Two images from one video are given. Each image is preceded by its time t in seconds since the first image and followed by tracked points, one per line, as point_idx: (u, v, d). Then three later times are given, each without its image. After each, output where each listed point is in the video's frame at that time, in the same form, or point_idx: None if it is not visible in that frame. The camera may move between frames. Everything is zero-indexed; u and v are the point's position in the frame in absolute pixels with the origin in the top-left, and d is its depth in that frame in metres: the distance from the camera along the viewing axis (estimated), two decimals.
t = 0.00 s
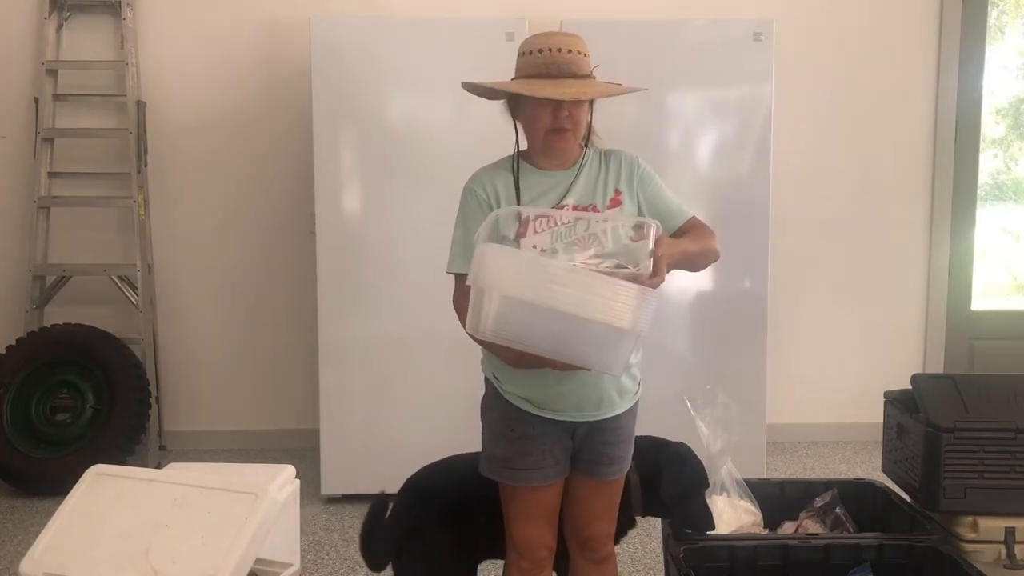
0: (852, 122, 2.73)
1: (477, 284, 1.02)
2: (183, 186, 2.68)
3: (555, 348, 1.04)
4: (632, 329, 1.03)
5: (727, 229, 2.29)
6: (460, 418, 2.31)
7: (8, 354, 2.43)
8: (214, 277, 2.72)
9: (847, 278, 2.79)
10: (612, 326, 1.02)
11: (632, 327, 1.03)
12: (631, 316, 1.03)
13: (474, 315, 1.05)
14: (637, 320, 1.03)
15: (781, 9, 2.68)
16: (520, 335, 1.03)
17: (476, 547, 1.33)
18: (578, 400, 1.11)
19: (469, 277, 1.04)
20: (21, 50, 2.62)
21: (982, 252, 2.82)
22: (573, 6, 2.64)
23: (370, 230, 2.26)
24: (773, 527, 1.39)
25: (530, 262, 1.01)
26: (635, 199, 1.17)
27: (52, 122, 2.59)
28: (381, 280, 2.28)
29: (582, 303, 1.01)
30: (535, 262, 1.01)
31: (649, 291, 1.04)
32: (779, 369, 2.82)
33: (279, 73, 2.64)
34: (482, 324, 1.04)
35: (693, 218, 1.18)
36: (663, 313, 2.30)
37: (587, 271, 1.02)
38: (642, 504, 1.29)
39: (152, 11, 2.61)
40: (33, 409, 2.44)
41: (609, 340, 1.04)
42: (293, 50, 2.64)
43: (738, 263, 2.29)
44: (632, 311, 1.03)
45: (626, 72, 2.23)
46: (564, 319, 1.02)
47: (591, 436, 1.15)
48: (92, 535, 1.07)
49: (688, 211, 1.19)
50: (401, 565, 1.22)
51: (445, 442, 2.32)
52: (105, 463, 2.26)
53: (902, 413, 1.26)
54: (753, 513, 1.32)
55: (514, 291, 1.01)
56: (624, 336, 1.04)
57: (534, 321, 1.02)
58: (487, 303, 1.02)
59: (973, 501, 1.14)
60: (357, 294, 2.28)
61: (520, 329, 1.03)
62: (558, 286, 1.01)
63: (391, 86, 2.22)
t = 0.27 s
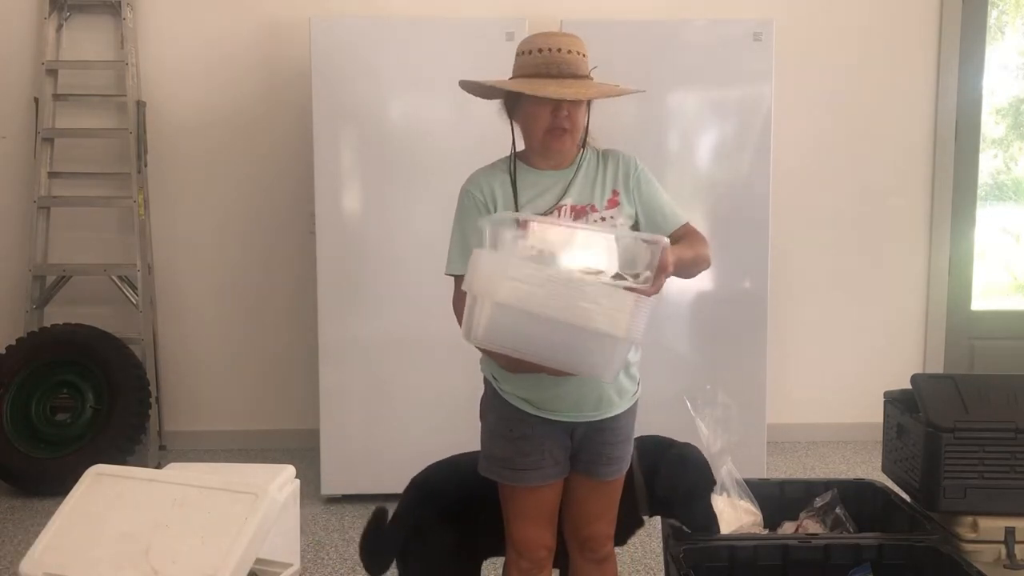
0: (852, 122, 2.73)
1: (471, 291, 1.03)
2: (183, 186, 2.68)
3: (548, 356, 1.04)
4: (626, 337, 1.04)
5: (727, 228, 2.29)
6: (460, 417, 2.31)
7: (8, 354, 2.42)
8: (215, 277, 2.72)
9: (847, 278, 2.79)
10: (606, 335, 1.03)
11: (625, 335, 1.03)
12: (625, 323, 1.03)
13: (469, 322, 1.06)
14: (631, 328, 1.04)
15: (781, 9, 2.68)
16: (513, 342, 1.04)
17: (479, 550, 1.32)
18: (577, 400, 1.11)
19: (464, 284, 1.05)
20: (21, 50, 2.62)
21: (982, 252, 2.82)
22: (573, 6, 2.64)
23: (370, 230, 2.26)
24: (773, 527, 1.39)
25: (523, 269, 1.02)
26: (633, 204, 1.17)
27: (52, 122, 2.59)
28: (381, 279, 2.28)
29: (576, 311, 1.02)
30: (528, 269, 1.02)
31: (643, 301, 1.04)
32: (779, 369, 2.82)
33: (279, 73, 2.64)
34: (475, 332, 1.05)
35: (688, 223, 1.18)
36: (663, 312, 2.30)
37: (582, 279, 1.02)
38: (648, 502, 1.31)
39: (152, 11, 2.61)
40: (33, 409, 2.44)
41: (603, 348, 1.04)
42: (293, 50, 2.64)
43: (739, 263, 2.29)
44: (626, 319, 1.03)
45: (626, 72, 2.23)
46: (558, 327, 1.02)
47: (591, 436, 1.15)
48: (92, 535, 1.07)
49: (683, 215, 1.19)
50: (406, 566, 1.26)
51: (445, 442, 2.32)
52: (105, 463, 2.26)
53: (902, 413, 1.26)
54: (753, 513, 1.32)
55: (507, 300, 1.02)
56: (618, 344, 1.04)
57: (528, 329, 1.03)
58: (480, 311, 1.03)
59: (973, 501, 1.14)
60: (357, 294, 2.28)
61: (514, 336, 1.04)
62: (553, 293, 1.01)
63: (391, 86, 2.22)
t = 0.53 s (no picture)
0: (852, 122, 2.74)
1: (460, 286, 1.04)
2: (183, 186, 2.68)
3: (540, 347, 1.05)
4: (620, 324, 1.04)
5: (727, 228, 2.29)
6: (460, 417, 2.31)
7: (8, 354, 2.42)
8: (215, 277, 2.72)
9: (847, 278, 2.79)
10: (598, 322, 1.03)
11: (619, 323, 1.04)
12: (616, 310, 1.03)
13: (460, 319, 1.06)
14: (624, 315, 1.04)
15: (781, 9, 2.68)
16: (504, 336, 1.05)
17: (479, 550, 1.32)
18: (577, 400, 1.11)
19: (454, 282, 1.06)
20: (21, 50, 2.62)
21: (982, 252, 2.81)
22: (573, 6, 2.64)
23: (370, 230, 2.26)
24: (773, 527, 1.39)
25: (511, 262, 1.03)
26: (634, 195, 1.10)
27: (52, 122, 2.59)
28: (381, 279, 2.28)
29: (566, 300, 1.03)
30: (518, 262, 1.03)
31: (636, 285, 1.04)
32: (779, 369, 2.82)
33: (279, 73, 2.64)
34: (466, 327, 1.06)
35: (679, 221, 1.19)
36: (663, 312, 2.30)
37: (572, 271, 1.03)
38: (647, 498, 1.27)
39: (152, 11, 2.61)
40: (32, 410, 2.44)
41: (597, 336, 1.04)
42: (293, 50, 2.64)
43: (739, 263, 2.29)
44: (619, 306, 1.03)
45: (626, 73, 2.23)
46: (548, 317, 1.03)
47: (590, 436, 1.15)
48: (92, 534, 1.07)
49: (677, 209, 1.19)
50: (406, 566, 1.26)
51: (445, 442, 2.32)
52: (105, 463, 2.26)
53: (902, 413, 1.26)
54: (753, 513, 1.32)
55: (498, 292, 1.03)
56: (612, 332, 1.04)
57: (519, 322, 1.04)
58: (471, 305, 1.04)
59: (973, 501, 1.14)
60: (357, 294, 2.28)
61: (505, 330, 1.05)
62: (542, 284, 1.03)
63: (390, 86, 2.22)
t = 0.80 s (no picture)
0: (852, 122, 2.74)
1: (421, 286, 1.02)
2: (183, 186, 2.68)
3: (504, 336, 1.03)
4: (585, 305, 1.01)
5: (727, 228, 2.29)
6: (460, 417, 2.31)
7: (7, 354, 2.42)
8: (215, 277, 2.72)
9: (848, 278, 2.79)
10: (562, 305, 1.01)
11: (584, 303, 1.01)
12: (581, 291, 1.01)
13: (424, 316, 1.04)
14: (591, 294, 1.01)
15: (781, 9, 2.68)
16: (471, 331, 1.03)
17: (481, 553, 1.31)
18: (575, 400, 1.11)
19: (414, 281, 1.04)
20: (21, 50, 2.62)
21: (982, 252, 2.82)
22: (573, 6, 2.64)
23: (370, 230, 2.26)
24: (773, 527, 1.39)
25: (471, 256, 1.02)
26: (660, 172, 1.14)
27: (52, 122, 2.59)
28: (381, 279, 2.28)
29: (528, 287, 1.01)
30: (482, 254, 1.02)
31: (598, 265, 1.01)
32: (780, 369, 2.82)
33: (279, 73, 2.64)
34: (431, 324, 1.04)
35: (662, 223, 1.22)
36: (663, 312, 2.30)
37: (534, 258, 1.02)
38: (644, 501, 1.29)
39: (153, 11, 2.62)
40: (32, 410, 2.44)
41: (562, 320, 1.02)
42: (293, 50, 2.64)
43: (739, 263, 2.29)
44: (583, 287, 1.01)
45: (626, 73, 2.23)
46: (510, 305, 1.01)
47: (588, 436, 1.15)
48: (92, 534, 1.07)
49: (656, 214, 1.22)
50: (408, 566, 1.25)
51: (445, 442, 2.32)
52: (105, 463, 2.26)
53: (902, 412, 1.26)
54: (753, 513, 1.32)
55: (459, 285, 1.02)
56: (576, 313, 1.02)
57: (484, 314, 1.02)
58: (433, 301, 1.02)
59: (973, 501, 1.14)
60: (357, 294, 2.28)
61: (470, 324, 1.03)
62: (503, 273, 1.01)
63: (391, 86, 2.22)
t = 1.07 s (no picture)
0: (852, 122, 2.74)
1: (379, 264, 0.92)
2: (183, 186, 2.68)
3: (457, 325, 0.94)
4: (536, 299, 0.96)
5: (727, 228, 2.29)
6: (460, 417, 2.31)
7: (8, 354, 2.42)
8: (215, 277, 2.72)
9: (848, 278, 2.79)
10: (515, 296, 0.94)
11: (535, 296, 0.95)
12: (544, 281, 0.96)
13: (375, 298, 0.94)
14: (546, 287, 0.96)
15: (781, 9, 2.68)
16: (429, 316, 0.93)
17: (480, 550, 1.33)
18: (562, 403, 1.11)
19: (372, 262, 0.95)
20: (21, 51, 2.62)
21: (982, 252, 2.81)
22: (573, 6, 2.64)
23: (370, 230, 2.26)
24: (773, 527, 1.39)
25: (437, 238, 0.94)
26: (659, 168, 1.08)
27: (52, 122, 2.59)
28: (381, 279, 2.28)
29: (488, 274, 0.94)
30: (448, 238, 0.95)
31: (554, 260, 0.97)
32: (780, 368, 2.82)
33: (279, 73, 2.64)
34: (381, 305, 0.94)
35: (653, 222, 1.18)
36: (663, 312, 2.30)
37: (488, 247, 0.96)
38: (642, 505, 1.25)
39: (153, 11, 2.62)
40: (33, 410, 2.44)
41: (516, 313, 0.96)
42: (293, 50, 2.64)
43: (739, 263, 2.29)
44: (537, 278, 0.95)
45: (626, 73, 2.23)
46: (473, 292, 0.93)
47: (579, 440, 1.14)
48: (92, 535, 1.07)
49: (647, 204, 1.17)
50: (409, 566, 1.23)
51: (445, 442, 2.32)
52: (105, 463, 2.27)
53: (902, 412, 1.26)
54: (753, 513, 1.32)
55: (413, 264, 0.93)
56: (528, 306, 0.95)
57: (445, 299, 0.93)
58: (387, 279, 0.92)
59: (974, 501, 1.14)
60: (357, 294, 2.28)
61: (431, 309, 0.93)
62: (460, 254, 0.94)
63: (390, 86, 2.22)
